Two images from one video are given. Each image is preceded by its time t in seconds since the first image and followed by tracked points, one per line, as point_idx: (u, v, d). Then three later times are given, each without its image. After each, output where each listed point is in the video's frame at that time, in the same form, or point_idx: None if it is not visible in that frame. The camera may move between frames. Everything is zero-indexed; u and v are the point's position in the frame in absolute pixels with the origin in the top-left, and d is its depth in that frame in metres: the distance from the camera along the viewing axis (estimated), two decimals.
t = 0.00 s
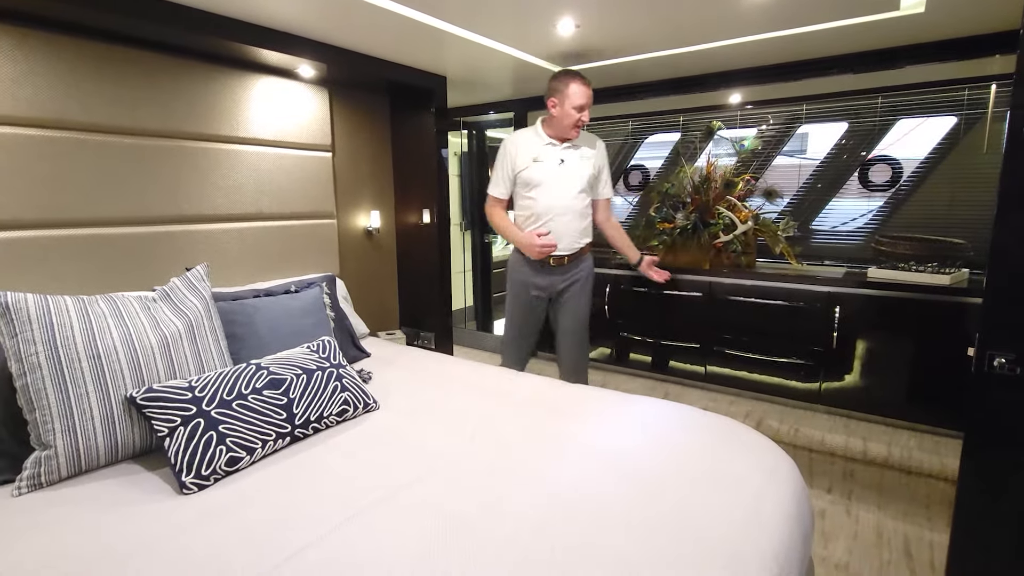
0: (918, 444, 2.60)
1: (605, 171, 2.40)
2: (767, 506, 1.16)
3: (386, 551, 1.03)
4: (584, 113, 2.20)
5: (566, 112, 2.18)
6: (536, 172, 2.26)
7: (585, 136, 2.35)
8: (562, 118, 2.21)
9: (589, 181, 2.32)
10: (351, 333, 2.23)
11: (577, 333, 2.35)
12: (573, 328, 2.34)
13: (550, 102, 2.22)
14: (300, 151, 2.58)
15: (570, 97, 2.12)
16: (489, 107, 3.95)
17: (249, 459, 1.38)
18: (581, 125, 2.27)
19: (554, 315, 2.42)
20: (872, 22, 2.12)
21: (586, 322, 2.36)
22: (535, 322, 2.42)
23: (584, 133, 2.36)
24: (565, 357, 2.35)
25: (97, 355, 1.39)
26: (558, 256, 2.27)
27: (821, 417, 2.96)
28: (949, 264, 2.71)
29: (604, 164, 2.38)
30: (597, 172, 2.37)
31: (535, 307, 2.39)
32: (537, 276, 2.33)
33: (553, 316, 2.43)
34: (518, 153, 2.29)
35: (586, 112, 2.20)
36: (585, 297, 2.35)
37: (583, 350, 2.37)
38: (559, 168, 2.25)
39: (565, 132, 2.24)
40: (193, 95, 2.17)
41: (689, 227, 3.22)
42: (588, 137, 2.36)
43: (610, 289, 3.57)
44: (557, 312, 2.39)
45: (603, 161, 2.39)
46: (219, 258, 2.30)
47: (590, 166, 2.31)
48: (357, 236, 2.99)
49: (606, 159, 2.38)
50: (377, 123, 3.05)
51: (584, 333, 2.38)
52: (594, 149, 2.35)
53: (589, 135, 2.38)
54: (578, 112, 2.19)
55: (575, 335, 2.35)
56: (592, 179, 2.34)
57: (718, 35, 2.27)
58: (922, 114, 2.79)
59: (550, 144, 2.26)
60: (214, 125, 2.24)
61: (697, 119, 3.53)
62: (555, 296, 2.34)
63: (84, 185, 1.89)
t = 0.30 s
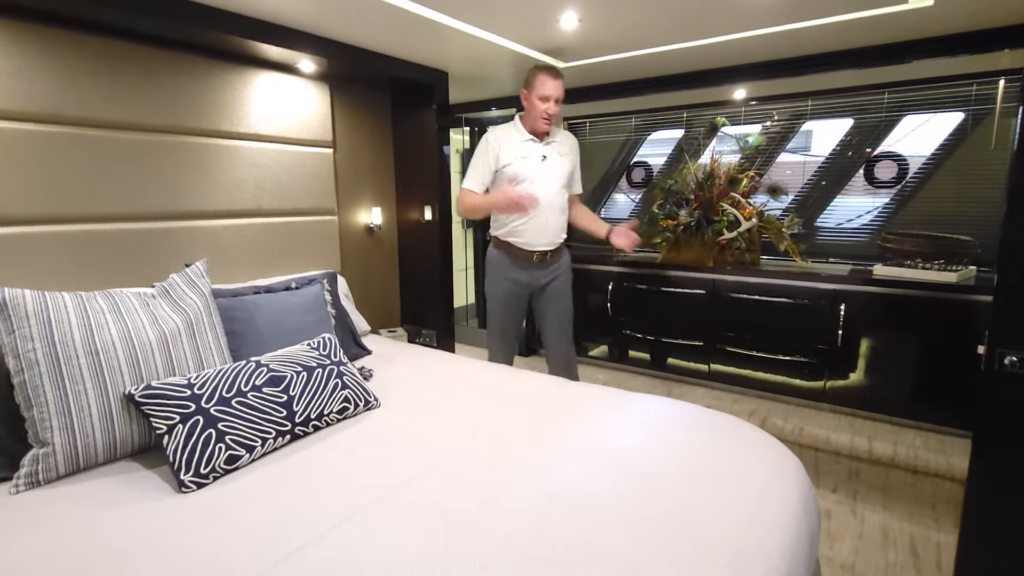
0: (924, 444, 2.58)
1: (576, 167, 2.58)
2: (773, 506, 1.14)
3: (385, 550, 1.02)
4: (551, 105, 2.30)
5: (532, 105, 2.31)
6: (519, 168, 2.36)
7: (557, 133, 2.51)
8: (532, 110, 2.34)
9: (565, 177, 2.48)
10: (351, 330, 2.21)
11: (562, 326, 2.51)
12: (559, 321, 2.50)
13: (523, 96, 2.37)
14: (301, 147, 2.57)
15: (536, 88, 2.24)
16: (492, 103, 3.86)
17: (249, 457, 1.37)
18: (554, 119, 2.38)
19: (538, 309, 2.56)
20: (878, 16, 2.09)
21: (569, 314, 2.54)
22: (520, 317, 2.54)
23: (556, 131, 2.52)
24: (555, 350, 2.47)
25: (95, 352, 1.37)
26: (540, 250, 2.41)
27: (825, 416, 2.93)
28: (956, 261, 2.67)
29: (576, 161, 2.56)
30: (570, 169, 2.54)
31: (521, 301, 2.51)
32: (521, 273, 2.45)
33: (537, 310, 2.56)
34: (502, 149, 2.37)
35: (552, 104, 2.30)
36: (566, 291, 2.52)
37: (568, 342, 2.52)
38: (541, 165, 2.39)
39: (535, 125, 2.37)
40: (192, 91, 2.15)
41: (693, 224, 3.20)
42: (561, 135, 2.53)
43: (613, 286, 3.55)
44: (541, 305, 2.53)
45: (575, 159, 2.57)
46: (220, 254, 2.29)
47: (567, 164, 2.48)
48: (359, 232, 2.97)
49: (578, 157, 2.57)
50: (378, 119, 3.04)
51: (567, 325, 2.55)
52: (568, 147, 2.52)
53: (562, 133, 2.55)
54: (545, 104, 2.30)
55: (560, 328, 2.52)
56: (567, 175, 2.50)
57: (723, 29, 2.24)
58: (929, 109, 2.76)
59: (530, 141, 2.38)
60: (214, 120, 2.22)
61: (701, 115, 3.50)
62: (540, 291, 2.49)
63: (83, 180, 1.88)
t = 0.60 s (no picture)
0: (933, 448, 2.54)
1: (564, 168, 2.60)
2: (786, 515, 1.11)
3: (389, 560, 0.99)
4: (531, 108, 2.31)
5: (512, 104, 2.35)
6: (511, 169, 2.37)
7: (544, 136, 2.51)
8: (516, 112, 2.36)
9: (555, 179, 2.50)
10: (353, 334, 2.19)
11: (556, 327, 2.53)
12: (554, 322, 2.52)
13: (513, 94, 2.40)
14: (302, 148, 2.55)
15: (519, 88, 2.27)
16: (495, 103, 3.84)
17: (250, 464, 1.34)
18: (536, 122, 2.36)
19: (531, 310, 2.56)
20: (887, 14, 2.06)
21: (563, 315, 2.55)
22: (514, 319, 2.53)
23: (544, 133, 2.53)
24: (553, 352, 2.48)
25: (94, 357, 1.35)
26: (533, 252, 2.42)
27: (831, 419, 2.90)
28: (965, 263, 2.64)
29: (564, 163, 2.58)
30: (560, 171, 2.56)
31: (514, 305, 2.51)
32: (515, 273, 2.44)
33: (530, 311, 2.57)
34: (494, 150, 2.37)
35: (532, 107, 2.30)
36: (559, 290, 2.55)
37: (563, 342, 2.53)
38: (532, 167, 2.41)
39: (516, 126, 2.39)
40: (193, 91, 2.13)
41: (697, 225, 3.20)
42: (549, 137, 2.54)
43: (616, 288, 3.52)
44: (535, 306, 2.54)
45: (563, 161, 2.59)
46: (221, 256, 2.27)
47: (555, 165, 2.50)
48: (362, 234, 2.95)
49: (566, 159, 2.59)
50: (381, 120, 3.02)
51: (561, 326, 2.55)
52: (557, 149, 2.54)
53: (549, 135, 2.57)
54: (526, 105, 2.32)
55: (555, 329, 2.53)
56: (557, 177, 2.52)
57: (729, 28, 2.22)
58: (937, 109, 2.73)
59: (520, 143, 2.40)
60: (215, 121, 2.20)
61: (705, 115, 3.48)
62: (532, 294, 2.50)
63: (83, 182, 1.86)
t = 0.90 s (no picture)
0: (940, 451, 2.52)
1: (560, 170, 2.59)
2: (797, 522, 1.09)
3: (392, 569, 0.97)
4: (528, 106, 2.32)
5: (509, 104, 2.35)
6: (509, 169, 2.35)
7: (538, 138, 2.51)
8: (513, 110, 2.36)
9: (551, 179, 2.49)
10: (356, 336, 2.17)
11: (556, 329, 2.51)
12: (553, 323, 2.49)
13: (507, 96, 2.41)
14: (304, 149, 2.53)
15: (515, 86, 2.29)
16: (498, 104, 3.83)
17: (252, 470, 1.33)
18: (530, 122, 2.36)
19: (531, 311, 2.55)
20: (893, 13, 2.04)
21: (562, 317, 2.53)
22: (514, 320, 2.51)
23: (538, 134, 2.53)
24: (552, 352, 2.46)
25: (94, 362, 1.34)
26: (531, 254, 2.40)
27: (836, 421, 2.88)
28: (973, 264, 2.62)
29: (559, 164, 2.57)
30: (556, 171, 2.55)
31: (513, 306, 2.49)
32: (515, 274, 2.42)
33: (530, 313, 2.55)
34: (490, 151, 2.35)
35: (529, 104, 2.31)
36: (558, 291, 2.53)
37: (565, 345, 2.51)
38: (529, 167, 2.40)
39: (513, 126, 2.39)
40: (194, 92, 2.12)
41: (701, 226, 3.17)
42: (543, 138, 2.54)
43: (619, 289, 3.50)
44: (534, 307, 2.53)
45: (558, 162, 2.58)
46: (222, 258, 2.25)
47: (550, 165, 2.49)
48: (363, 235, 2.94)
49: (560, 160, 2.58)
50: (383, 120, 3.01)
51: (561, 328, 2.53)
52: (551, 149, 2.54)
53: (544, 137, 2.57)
54: (521, 104, 2.32)
55: (555, 331, 2.51)
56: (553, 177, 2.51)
57: (735, 27, 2.20)
58: (943, 109, 2.71)
59: (517, 144, 2.39)
60: (216, 122, 2.19)
61: (709, 115, 3.46)
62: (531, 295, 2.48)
63: (84, 184, 1.85)
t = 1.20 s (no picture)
0: (942, 449, 2.52)
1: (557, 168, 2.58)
2: (803, 522, 1.09)
3: (397, 569, 0.96)
4: (541, 103, 2.35)
5: (524, 103, 2.32)
6: (507, 170, 2.35)
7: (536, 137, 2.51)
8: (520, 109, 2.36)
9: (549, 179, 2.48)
10: (358, 335, 2.17)
11: (555, 329, 2.50)
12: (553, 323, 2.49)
13: (508, 95, 2.35)
14: (305, 148, 2.53)
15: (527, 84, 2.30)
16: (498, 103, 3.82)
17: (256, 469, 1.32)
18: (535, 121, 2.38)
19: (531, 311, 2.55)
20: (897, 11, 2.04)
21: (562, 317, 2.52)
22: (514, 320, 2.51)
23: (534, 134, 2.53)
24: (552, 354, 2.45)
25: (97, 361, 1.33)
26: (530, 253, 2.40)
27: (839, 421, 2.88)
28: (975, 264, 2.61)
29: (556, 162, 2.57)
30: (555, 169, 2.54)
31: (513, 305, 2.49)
32: (515, 274, 2.42)
33: (530, 312, 2.56)
34: (487, 152, 2.35)
35: (542, 102, 2.35)
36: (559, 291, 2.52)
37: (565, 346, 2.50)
38: (528, 166, 2.40)
39: (523, 125, 2.38)
40: (195, 91, 2.11)
41: (703, 225, 3.15)
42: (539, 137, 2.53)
43: (620, 288, 3.50)
44: (534, 307, 2.52)
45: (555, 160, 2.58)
46: (223, 258, 2.24)
47: (548, 164, 2.48)
48: (364, 234, 2.93)
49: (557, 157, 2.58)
50: (384, 120, 3.00)
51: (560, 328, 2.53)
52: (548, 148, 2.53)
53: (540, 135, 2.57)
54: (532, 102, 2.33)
55: (554, 331, 2.51)
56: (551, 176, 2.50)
57: (737, 26, 2.20)
58: (945, 109, 2.71)
59: (515, 143, 2.39)
60: (217, 122, 2.18)
61: (709, 114, 3.46)
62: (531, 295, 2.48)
63: (85, 182, 1.84)
